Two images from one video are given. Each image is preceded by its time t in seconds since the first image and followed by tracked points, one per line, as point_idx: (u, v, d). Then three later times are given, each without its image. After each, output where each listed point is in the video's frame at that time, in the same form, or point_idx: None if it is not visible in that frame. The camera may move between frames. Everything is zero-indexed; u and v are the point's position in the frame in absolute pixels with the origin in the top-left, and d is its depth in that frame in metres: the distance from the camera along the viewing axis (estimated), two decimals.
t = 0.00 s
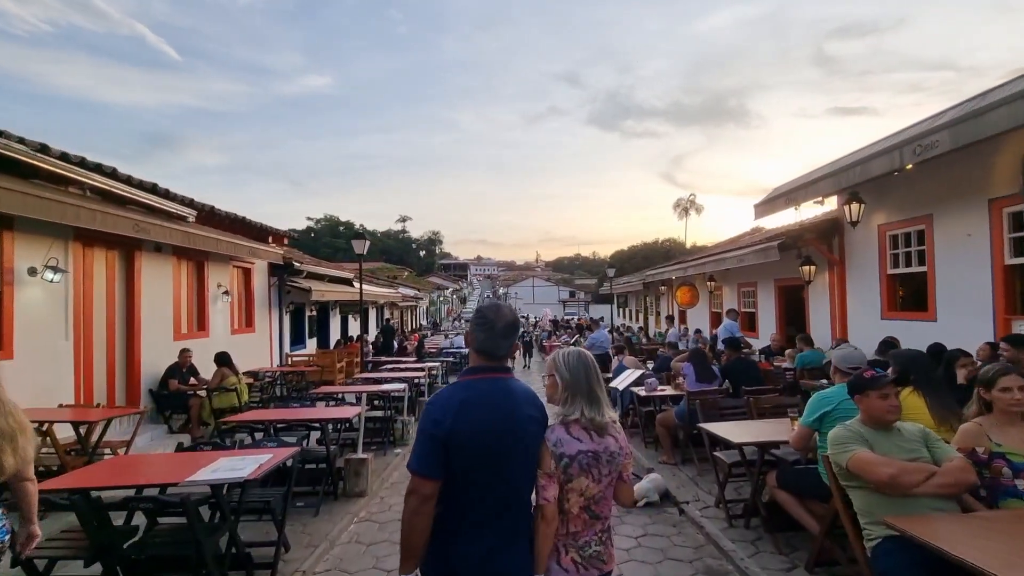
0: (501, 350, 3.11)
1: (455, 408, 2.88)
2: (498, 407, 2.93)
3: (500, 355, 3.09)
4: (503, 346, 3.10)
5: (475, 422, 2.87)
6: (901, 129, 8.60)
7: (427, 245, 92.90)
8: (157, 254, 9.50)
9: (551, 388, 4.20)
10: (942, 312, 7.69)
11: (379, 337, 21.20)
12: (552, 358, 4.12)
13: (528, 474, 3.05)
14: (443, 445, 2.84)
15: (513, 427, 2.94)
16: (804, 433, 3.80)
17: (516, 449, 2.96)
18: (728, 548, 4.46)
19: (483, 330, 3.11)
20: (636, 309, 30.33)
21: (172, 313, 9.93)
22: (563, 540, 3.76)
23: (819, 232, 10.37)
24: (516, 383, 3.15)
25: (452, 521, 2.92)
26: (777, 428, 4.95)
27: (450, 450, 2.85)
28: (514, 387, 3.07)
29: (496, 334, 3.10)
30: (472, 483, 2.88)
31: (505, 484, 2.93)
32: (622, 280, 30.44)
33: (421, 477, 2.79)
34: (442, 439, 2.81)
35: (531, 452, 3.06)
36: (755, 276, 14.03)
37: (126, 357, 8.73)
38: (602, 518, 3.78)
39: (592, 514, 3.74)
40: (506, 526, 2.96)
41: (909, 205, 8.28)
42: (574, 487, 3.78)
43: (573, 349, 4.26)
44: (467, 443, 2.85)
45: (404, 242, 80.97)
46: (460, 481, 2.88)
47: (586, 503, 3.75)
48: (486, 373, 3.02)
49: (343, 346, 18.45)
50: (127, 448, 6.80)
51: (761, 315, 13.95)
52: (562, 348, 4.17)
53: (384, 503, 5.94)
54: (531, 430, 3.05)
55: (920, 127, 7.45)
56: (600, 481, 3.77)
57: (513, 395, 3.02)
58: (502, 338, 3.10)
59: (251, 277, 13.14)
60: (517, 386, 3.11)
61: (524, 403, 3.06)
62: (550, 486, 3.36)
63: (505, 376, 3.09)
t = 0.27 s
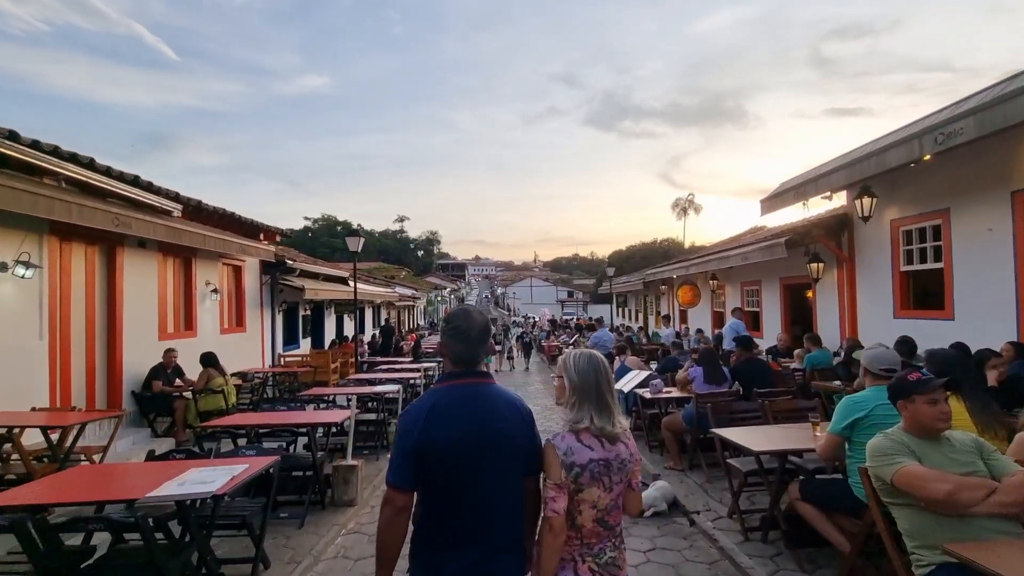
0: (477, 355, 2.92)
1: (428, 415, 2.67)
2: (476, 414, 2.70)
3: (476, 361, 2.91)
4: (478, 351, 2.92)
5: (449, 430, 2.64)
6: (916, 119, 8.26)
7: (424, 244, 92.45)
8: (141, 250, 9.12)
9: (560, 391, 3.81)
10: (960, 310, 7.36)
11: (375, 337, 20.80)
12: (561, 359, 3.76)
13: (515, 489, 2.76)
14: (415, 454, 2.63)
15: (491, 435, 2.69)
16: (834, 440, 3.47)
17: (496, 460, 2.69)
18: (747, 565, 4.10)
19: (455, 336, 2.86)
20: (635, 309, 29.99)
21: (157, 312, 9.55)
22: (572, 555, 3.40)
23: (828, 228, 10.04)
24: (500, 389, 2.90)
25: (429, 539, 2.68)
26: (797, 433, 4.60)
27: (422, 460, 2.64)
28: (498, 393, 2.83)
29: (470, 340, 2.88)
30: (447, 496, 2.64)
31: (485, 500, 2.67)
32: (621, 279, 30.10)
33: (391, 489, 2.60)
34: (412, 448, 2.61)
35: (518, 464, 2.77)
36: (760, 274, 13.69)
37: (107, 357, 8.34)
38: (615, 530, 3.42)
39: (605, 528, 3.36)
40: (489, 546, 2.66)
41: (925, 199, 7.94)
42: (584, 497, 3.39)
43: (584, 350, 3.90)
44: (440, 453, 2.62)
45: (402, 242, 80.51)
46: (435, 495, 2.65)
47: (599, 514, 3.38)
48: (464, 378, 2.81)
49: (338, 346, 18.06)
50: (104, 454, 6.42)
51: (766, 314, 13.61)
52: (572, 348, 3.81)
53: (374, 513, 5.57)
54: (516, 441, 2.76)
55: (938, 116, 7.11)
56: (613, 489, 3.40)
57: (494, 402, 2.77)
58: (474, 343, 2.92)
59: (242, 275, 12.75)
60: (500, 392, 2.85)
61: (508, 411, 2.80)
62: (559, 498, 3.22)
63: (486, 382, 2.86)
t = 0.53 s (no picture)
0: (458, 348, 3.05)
1: (404, 412, 2.83)
2: (450, 413, 2.80)
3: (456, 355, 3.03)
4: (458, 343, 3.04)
5: (422, 427, 2.78)
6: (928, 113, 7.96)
7: (421, 244, 92.01)
8: (122, 249, 8.74)
9: (563, 390, 3.68)
10: (977, 311, 7.06)
11: (369, 338, 20.42)
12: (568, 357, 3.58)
13: (491, 487, 2.84)
14: (391, 449, 2.80)
15: (465, 434, 2.78)
16: (864, 451, 3.14)
17: (469, 459, 2.77)
18: None
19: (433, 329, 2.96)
20: (634, 309, 29.71)
21: (139, 313, 9.18)
22: (581, 562, 3.22)
23: (835, 225, 9.75)
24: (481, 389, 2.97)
25: (408, 532, 2.82)
26: (815, 443, 4.28)
27: (398, 454, 2.80)
28: (475, 393, 2.91)
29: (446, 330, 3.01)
30: (423, 491, 2.78)
31: (458, 496, 2.76)
32: (620, 279, 29.77)
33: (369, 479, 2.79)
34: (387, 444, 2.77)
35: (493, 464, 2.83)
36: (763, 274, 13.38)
37: (86, 360, 7.96)
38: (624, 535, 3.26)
39: (614, 529, 3.22)
40: (464, 544, 2.75)
41: (939, 195, 7.64)
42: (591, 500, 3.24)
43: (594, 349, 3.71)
44: (415, 449, 2.77)
45: (399, 242, 80.07)
46: (412, 490, 2.79)
47: (608, 517, 3.22)
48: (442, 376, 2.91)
49: (332, 347, 17.68)
50: (77, 464, 6.06)
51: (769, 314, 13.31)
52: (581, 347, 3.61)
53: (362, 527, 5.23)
54: (492, 440, 2.82)
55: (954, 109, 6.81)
56: (621, 492, 3.24)
57: (470, 401, 2.86)
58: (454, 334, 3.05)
59: (231, 275, 12.38)
60: (478, 392, 2.93)
61: (485, 410, 2.87)
62: (566, 500, 3.14)
63: (464, 381, 2.95)
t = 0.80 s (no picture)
0: (461, 349, 2.70)
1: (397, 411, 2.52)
2: (448, 411, 2.51)
3: (457, 357, 2.68)
4: (459, 344, 2.68)
5: (418, 427, 2.47)
6: (938, 102, 7.67)
7: (418, 244, 91.59)
8: (100, 245, 8.36)
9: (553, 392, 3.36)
10: (992, 309, 6.79)
11: (363, 338, 20.04)
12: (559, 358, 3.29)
13: (491, 495, 2.57)
14: (383, 453, 2.48)
15: (465, 435, 2.50)
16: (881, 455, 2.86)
17: (469, 462, 2.50)
18: None
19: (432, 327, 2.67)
20: (631, 308, 29.47)
21: (118, 310, 8.80)
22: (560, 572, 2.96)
23: (840, 220, 9.44)
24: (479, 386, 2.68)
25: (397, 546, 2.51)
26: (833, 450, 3.95)
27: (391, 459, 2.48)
28: (474, 390, 2.63)
29: (445, 329, 2.68)
30: (416, 499, 2.48)
31: (456, 504, 2.48)
32: (617, 278, 29.50)
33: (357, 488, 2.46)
34: (378, 446, 2.45)
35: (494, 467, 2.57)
36: (764, 272, 13.08)
37: (58, 362, 7.57)
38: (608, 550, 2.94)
39: (592, 541, 2.90)
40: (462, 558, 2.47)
41: (952, 188, 7.36)
42: (569, 507, 2.95)
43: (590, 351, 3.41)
44: (409, 453, 2.46)
45: (395, 241, 79.66)
46: (405, 498, 2.48)
47: (587, 529, 2.91)
48: (439, 372, 2.61)
49: (323, 347, 17.31)
50: (41, 472, 5.69)
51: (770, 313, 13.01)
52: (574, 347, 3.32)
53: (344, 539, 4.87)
54: (493, 441, 2.55)
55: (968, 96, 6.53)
56: (600, 501, 2.92)
57: (470, 398, 2.57)
58: (456, 333, 2.70)
59: (217, 273, 12.00)
60: (478, 388, 2.65)
61: (485, 408, 2.59)
62: (533, 508, 2.86)
63: (463, 377, 2.65)
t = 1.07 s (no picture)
0: (468, 356, 2.74)
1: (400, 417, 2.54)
2: (451, 418, 2.55)
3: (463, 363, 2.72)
4: (465, 350, 2.72)
5: (423, 433, 2.50)
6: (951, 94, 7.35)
7: (414, 245, 91.15)
8: (74, 244, 7.97)
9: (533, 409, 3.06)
10: (1009, 310, 6.47)
11: (356, 339, 19.67)
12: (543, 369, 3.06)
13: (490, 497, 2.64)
14: (388, 459, 2.49)
15: (468, 441, 2.55)
16: (925, 480, 2.48)
17: (471, 468, 2.55)
18: None
19: (440, 330, 2.69)
20: (630, 309, 29.11)
21: (94, 312, 8.40)
22: None
23: (847, 218, 9.12)
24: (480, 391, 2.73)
25: (398, 547, 2.56)
26: (854, 467, 3.61)
27: (395, 465, 2.49)
28: (476, 396, 2.67)
29: (454, 332, 2.71)
30: (419, 503, 2.52)
31: (457, 507, 2.55)
32: (615, 278, 29.14)
33: (360, 495, 2.46)
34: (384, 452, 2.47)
35: (493, 471, 2.64)
36: (766, 272, 12.78)
37: (26, 367, 7.18)
38: (593, 573, 2.76)
39: (577, 562, 2.73)
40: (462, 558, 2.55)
41: (966, 183, 7.03)
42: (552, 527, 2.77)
43: (573, 364, 3.13)
44: (413, 458, 2.49)
45: (392, 242, 79.18)
46: (407, 500, 2.53)
47: (570, 549, 2.74)
48: (443, 377, 2.65)
49: (315, 349, 16.91)
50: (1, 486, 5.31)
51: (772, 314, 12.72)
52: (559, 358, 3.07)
53: (323, 560, 4.52)
54: (493, 446, 2.61)
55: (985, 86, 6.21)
56: (585, 521, 2.74)
57: (473, 405, 2.62)
58: (464, 339, 2.73)
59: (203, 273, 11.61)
60: (479, 394, 2.70)
61: (486, 413, 2.65)
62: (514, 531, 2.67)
63: (465, 383, 2.70)
